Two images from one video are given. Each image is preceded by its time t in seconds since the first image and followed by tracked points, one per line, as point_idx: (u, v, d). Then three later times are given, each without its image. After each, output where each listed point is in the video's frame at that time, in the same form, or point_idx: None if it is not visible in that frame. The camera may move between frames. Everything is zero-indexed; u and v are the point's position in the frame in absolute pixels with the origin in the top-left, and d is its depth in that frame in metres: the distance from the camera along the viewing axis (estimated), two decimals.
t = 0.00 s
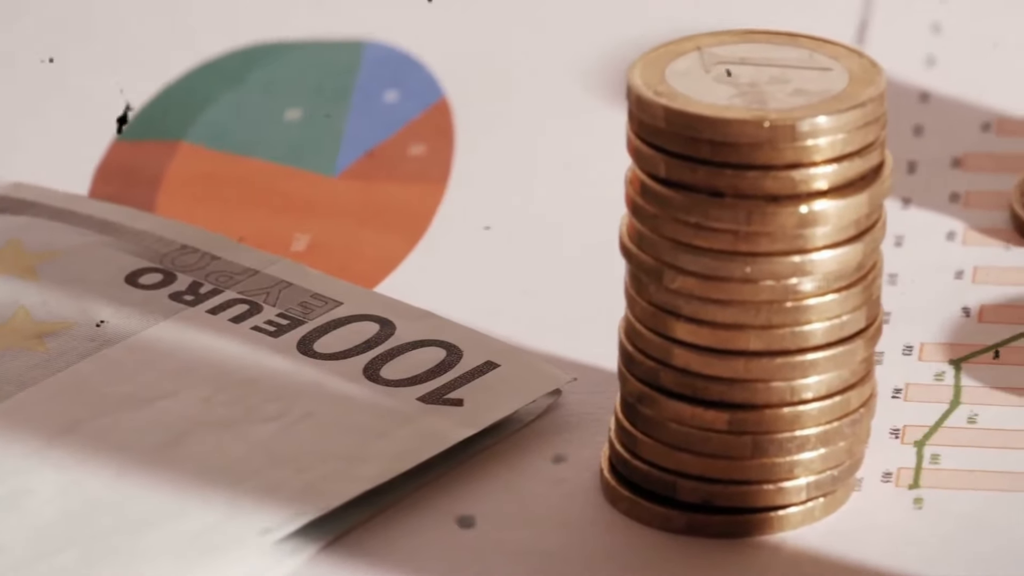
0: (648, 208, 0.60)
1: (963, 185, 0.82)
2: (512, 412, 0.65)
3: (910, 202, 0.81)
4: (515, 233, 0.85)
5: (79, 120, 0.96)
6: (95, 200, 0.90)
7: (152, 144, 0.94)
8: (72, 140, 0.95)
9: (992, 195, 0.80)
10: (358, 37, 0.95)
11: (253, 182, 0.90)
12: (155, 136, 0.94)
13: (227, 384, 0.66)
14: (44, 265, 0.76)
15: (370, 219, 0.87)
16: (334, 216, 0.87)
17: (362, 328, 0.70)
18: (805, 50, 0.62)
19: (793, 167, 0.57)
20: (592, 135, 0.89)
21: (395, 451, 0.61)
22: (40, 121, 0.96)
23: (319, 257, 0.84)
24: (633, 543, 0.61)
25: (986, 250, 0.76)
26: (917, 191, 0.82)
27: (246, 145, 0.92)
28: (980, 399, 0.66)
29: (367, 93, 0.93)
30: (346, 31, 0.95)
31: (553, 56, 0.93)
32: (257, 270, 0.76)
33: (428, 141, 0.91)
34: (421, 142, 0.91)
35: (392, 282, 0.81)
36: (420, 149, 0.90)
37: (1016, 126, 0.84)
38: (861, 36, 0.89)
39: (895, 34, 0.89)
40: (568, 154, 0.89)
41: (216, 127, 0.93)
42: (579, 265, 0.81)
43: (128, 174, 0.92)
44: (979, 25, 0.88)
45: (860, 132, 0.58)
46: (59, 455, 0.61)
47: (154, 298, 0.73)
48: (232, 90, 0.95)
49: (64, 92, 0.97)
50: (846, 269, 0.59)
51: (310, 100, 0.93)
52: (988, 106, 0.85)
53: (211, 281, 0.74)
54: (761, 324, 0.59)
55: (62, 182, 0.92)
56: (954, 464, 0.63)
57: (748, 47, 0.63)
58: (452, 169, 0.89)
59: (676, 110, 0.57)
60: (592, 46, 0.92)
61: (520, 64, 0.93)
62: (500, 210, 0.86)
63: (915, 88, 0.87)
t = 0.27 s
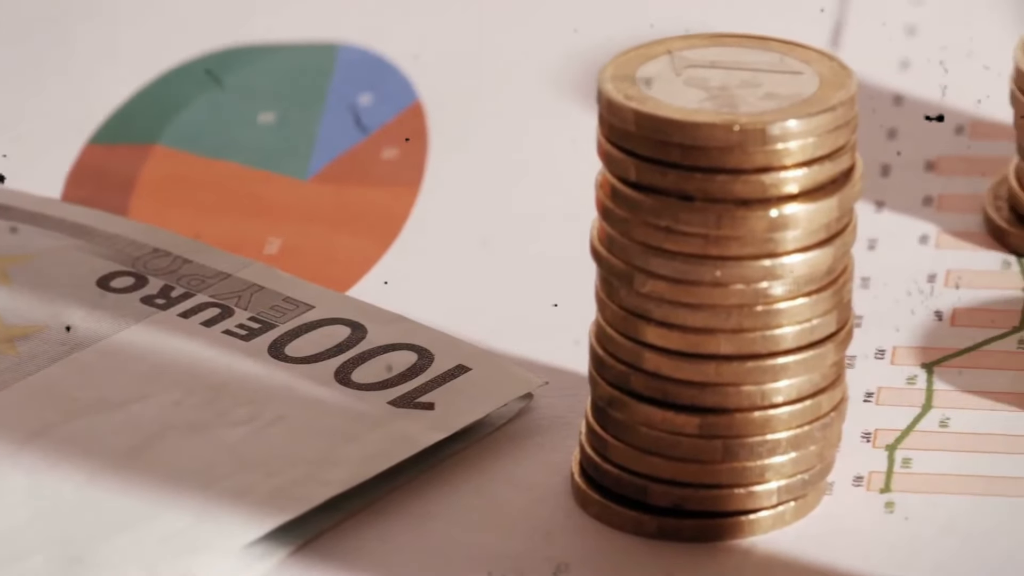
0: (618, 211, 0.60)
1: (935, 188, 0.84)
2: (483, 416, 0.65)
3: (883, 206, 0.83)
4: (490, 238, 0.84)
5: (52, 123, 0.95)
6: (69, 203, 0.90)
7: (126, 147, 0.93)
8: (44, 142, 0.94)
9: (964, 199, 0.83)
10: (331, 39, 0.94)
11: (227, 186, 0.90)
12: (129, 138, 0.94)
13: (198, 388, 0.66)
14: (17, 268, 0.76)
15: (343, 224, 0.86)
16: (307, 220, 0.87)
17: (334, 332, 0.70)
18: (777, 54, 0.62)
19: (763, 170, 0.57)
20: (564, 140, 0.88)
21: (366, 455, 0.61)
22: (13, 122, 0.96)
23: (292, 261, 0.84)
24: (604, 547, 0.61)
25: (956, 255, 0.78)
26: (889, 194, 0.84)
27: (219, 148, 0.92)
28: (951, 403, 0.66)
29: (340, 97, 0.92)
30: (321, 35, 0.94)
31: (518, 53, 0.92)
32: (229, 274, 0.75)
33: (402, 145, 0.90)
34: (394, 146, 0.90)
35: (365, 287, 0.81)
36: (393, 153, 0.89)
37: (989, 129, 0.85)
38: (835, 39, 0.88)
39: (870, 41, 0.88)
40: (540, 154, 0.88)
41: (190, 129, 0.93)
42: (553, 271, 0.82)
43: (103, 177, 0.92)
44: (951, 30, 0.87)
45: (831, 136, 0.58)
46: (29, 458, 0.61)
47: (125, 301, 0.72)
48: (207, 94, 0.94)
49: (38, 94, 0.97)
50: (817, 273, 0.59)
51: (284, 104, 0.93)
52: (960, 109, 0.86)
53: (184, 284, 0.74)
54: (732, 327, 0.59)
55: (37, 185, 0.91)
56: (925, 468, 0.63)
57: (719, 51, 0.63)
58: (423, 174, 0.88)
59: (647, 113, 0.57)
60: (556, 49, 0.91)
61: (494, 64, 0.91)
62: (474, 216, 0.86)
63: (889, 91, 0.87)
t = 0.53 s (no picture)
0: (588, 215, 0.60)
1: (908, 192, 0.84)
2: (454, 420, 0.65)
3: (856, 210, 0.82)
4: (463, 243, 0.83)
5: (23, 124, 0.95)
6: (40, 207, 0.89)
7: (98, 151, 0.92)
8: (17, 143, 0.94)
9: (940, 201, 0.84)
10: (304, 44, 0.94)
11: (198, 190, 0.88)
12: (101, 142, 0.93)
13: (168, 392, 0.66)
14: None
15: (314, 227, 0.85)
16: (277, 223, 0.85)
17: (305, 336, 0.70)
18: (747, 58, 0.62)
19: (732, 174, 0.57)
20: (541, 143, 0.88)
21: (336, 459, 0.61)
22: None
23: (262, 264, 0.82)
24: (573, 551, 0.60)
25: (928, 258, 0.77)
26: (862, 198, 0.84)
27: (190, 151, 0.91)
28: (922, 407, 0.66)
29: (313, 100, 0.92)
30: (294, 38, 0.94)
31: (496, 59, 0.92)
32: (200, 278, 0.75)
33: (374, 149, 0.89)
34: (367, 150, 0.89)
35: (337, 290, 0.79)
36: (366, 156, 0.88)
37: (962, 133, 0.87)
38: (809, 42, 0.90)
39: (845, 43, 0.90)
40: (516, 156, 0.88)
41: (161, 132, 0.92)
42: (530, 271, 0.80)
43: (74, 181, 0.91)
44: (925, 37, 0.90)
45: (800, 140, 0.58)
46: None
47: (95, 306, 0.72)
48: (180, 96, 0.94)
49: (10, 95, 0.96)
50: (786, 277, 0.59)
51: (256, 107, 0.92)
52: (933, 113, 0.88)
53: (155, 288, 0.74)
54: (701, 332, 0.59)
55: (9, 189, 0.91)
56: (896, 472, 0.63)
57: (689, 55, 0.63)
58: (397, 177, 0.88)
59: (616, 118, 0.57)
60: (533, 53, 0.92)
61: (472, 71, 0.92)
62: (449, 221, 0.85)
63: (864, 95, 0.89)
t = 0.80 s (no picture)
0: (562, 218, 0.60)
1: (886, 195, 0.84)
2: (429, 423, 0.65)
3: (833, 212, 0.82)
4: (440, 246, 0.82)
5: None
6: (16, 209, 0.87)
7: (75, 154, 0.91)
8: None
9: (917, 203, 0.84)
10: (281, 46, 0.94)
11: (175, 193, 0.88)
12: (78, 145, 0.92)
13: (143, 395, 0.66)
14: None
15: (291, 229, 0.84)
16: (255, 226, 0.84)
17: (281, 339, 0.70)
18: (723, 61, 0.62)
19: (706, 177, 0.57)
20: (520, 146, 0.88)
21: (310, 462, 0.61)
22: None
23: (238, 266, 0.81)
24: (548, 554, 0.60)
25: (904, 261, 0.77)
26: (839, 200, 0.83)
27: (166, 153, 0.90)
28: (897, 410, 0.66)
29: (290, 102, 0.91)
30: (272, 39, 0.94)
31: (476, 61, 0.92)
32: (176, 280, 0.75)
33: (351, 151, 0.89)
34: (344, 152, 0.89)
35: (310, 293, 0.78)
36: (343, 158, 0.88)
37: (940, 135, 0.87)
38: (788, 44, 0.91)
39: (823, 46, 0.91)
40: (496, 158, 0.88)
41: (137, 135, 0.92)
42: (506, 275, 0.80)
43: (50, 184, 0.89)
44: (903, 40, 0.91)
45: (775, 142, 0.58)
46: None
47: (71, 308, 0.72)
48: (156, 99, 0.93)
49: None
50: (761, 280, 0.59)
51: (233, 109, 0.92)
52: (910, 116, 0.88)
53: (130, 291, 0.74)
54: (676, 335, 0.59)
55: None
56: (871, 476, 0.63)
57: (665, 58, 0.63)
58: (374, 179, 0.87)
59: (590, 120, 0.57)
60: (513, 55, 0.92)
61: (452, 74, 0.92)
62: (425, 223, 0.84)
63: (841, 98, 0.89)
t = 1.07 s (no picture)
0: (541, 221, 0.60)
1: (867, 198, 0.84)
2: (409, 426, 0.65)
3: (814, 215, 0.82)
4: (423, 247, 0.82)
5: None
6: None
7: (55, 156, 0.91)
8: None
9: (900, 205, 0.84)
10: (263, 48, 0.94)
11: (156, 195, 0.87)
12: (58, 147, 0.91)
13: (122, 398, 0.65)
14: None
15: (272, 231, 0.84)
16: (236, 228, 0.84)
17: (261, 341, 0.70)
18: (703, 63, 0.62)
19: (685, 180, 0.57)
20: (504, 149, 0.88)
21: (290, 465, 0.61)
22: None
23: (219, 269, 0.81)
24: (527, 558, 0.60)
25: (887, 263, 0.76)
26: (820, 203, 0.83)
27: (147, 154, 0.90)
28: (878, 413, 0.66)
29: (272, 105, 0.91)
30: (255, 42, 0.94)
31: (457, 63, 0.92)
32: (156, 283, 0.75)
33: (333, 154, 0.89)
34: (326, 155, 0.88)
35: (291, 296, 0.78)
36: (324, 161, 0.88)
37: (921, 138, 0.87)
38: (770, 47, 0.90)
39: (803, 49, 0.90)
40: (479, 160, 0.88)
41: (118, 136, 0.91)
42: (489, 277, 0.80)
43: (30, 185, 0.89)
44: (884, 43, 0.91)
45: (754, 145, 0.58)
46: None
47: (50, 311, 0.72)
48: (137, 101, 0.93)
49: None
50: (740, 283, 0.59)
51: (215, 111, 0.91)
52: (891, 119, 0.88)
53: (110, 293, 0.74)
54: (655, 338, 0.59)
55: None
56: (851, 479, 0.62)
57: (645, 61, 0.63)
58: (355, 181, 0.87)
59: (569, 123, 0.57)
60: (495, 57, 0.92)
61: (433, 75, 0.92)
62: (406, 225, 0.84)
63: (824, 100, 0.89)
